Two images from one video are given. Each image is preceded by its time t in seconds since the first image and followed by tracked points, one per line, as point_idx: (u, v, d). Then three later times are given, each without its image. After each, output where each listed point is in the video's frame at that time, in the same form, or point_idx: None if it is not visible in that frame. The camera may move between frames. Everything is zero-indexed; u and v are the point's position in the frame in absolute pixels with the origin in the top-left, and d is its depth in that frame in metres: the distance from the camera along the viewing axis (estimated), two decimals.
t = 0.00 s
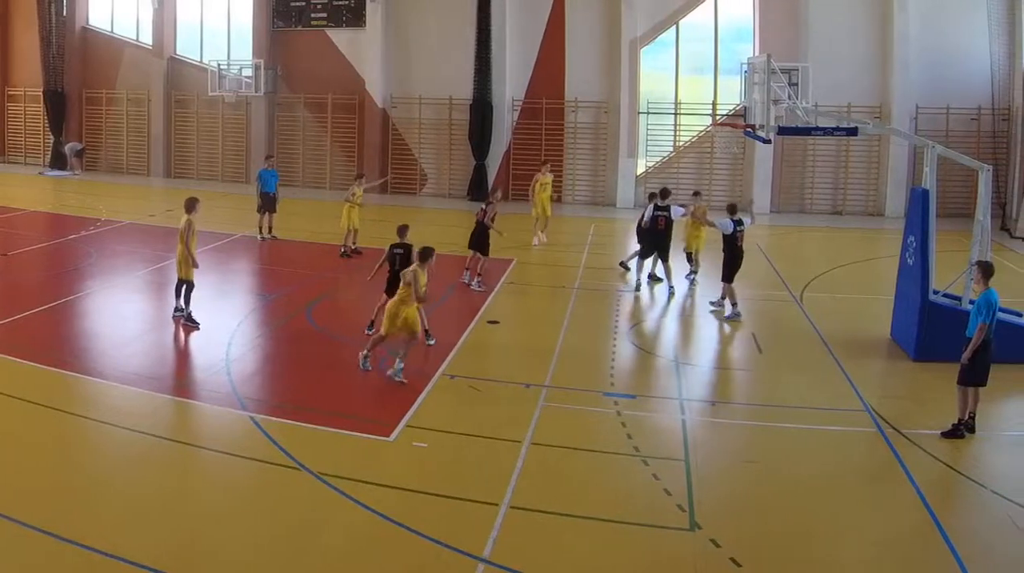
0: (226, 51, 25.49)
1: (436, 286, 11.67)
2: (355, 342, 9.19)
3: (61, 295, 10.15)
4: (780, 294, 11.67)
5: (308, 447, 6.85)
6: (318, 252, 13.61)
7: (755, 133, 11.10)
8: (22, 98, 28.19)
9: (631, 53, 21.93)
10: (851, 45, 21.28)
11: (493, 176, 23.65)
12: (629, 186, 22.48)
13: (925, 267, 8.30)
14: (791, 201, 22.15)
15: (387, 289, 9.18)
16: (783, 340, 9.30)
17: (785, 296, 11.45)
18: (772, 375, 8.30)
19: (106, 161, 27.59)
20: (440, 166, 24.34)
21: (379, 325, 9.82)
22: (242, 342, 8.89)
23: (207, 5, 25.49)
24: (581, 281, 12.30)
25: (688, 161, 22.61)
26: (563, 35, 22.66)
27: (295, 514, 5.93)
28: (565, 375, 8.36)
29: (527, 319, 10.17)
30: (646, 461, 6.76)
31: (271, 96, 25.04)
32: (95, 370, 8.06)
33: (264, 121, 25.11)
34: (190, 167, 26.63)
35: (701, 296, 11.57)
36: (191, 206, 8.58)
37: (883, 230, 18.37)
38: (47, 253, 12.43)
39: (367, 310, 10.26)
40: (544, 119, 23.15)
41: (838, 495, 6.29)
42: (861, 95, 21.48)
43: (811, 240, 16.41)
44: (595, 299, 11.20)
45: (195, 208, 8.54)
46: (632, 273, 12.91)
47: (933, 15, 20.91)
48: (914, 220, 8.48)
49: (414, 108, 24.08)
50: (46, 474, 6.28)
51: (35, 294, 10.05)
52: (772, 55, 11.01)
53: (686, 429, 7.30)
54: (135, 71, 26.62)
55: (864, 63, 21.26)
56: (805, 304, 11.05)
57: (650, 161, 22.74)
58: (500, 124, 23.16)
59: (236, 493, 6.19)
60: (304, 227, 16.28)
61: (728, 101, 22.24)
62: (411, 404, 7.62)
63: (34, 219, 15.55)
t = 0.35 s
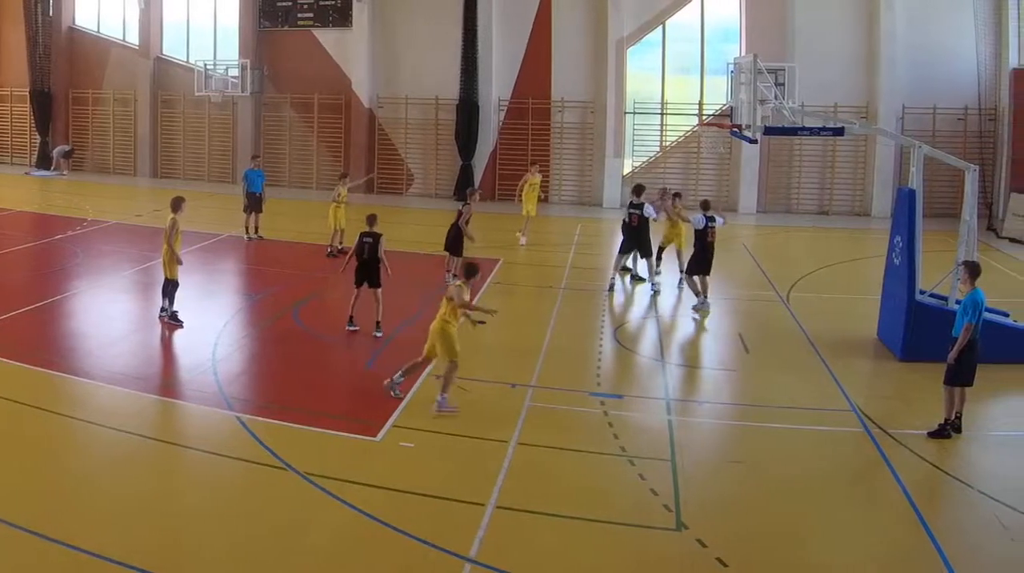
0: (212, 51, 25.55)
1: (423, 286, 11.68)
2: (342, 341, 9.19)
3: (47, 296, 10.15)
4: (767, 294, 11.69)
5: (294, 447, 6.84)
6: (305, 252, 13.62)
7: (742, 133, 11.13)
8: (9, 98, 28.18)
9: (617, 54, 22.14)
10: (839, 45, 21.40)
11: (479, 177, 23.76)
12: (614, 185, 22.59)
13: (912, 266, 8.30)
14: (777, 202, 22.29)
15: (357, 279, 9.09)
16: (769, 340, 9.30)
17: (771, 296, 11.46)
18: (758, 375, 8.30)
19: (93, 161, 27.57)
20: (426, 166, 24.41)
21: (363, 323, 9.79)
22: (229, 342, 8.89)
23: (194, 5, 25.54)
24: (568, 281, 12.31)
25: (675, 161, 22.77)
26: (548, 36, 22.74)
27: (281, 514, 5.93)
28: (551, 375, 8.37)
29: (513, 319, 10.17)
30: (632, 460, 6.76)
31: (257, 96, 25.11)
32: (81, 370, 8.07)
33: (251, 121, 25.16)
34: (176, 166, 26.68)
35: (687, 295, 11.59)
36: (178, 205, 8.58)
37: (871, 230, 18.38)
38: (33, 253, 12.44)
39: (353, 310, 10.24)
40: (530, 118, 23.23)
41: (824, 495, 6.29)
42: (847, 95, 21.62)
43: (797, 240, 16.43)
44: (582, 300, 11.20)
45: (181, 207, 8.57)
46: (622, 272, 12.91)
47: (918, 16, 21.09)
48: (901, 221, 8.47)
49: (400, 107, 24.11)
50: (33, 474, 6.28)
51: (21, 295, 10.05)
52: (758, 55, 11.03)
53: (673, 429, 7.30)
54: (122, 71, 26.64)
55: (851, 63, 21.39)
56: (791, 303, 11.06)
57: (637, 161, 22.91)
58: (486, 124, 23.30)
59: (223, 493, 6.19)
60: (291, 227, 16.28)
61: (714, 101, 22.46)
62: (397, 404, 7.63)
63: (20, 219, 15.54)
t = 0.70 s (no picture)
0: (199, 51, 25.64)
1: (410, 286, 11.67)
2: (327, 341, 9.19)
3: (33, 296, 10.15)
4: (753, 295, 11.69)
5: (280, 447, 6.84)
6: (292, 252, 13.62)
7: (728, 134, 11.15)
8: None
9: (604, 53, 22.09)
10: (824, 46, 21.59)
11: (466, 177, 23.83)
12: (600, 183, 22.63)
13: (898, 266, 8.29)
14: (764, 202, 22.47)
15: (328, 282, 9.05)
16: (756, 339, 9.32)
17: (757, 296, 11.49)
18: (744, 375, 8.31)
19: (80, 161, 27.54)
20: (412, 165, 24.44)
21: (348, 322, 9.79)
22: (215, 342, 8.89)
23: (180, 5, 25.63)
24: (553, 281, 12.31)
25: (661, 161, 22.86)
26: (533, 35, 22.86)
27: (269, 513, 5.93)
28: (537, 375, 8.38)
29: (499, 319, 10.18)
30: (618, 460, 6.76)
31: (244, 96, 25.20)
32: (68, 370, 8.07)
33: (237, 121, 25.27)
34: (162, 167, 26.72)
35: (672, 295, 11.61)
36: (165, 206, 8.61)
37: (856, 230, 18.41)
38: (19, 253, 12.45)
39: (338, 310, 10.24)
40: (517, 118, 23.31)
41: (812, 495, 6.29)
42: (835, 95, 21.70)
43: (783, 240, 16.46)
44: (569, 300, 11.22)
45: (168, 209, 8.57)
46: (609, 273, 12.93)
47: (904, 16, 21.23)
48: (887, 221, 8.49)
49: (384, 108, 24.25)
50: (20, 474, 6.28)
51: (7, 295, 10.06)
52: (745, 55, 11.03)
53: (660, 429, 7.30)
54: (108, 71, 26.73)
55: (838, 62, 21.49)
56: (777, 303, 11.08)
57: (622, 161, 22.96)
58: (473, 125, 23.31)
59: (211, 492, 6.19)
60: (278, 227, 16.29)
61: (701, 101, 22.54)
62: (383, 404, 7.62)
63: (8, 219, 15.56)
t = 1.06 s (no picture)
0: (185, 50, 25.75)
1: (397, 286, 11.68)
2: (314, 341, 9.20)
3: (19, 295, 10.15)
4: (740, 296, 11.67)
5: (265, 447, 6.83)
6: (279, 252, 13.64)
7: (714, 133, 11.17)
8: None
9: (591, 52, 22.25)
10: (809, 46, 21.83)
11: (452, 177, 23.94)
12: (586, 183, 22.78)
13: (885, 267, 8.31)
14: (750, 202, 22.68)
15: (313, 281, 9.05)
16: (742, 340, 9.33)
17: (744, 295, 11.53)
18: (730, 375, 8.33)
19: (66, 160, 27.67)
20: (399, 165, 24.55)
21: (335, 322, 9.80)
22: (201, 342, 8.90)
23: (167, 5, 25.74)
24: (539, 281, 12.35)
25: (647, 161, 23.07)
26: (520, 34, 23.10)
27: (255, 513, 5.92)
28: (524, 375, 8.38)
29: (485, 319, 10.19)
30: (605, 460, 6.76)
31: (230, 96, 25.29)
32: (54, 370, 8.07)
33: (223, 122, 25.37)
34: (149, 167, 26.79)
35: (659, 295, 11.63)
36: (150, 207, 8.61)
37: (842, 230, 18.43)
38: (5, 253, 12.45)
39: (325, 311, 10.26)
40: (503, 118, 23.61)
41: (798, 495, 6.28)
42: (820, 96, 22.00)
43: (770, 240, 16.48)
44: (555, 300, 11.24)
45: (152, 209, 8.60)
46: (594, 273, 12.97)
47: (890, 17, 21.46)
48: (873, 221, 8.50)
49: (371, 108, 24.39)
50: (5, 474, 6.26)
51: None
52: (731, 55, 11.04)
53: (646, 430, 7.29)
54: (95, 70, 26.84)
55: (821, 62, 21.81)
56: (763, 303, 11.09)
57: (609, 161, 23.11)
58: (457, 123, 23.50)
59: (197, 492, 6.17)
60: (266, 227, 16.30)
61: (688, 100, 22.75)
62: (369, 405, 7.62)
63: None
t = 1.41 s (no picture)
0: (171, 51, 25.85)
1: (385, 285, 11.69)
2: (300, 341, 9.21)
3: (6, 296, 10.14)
4: (727, 295, 11.71)
5: (251, 447, 6.83)
6: (266, 252, 13.64)
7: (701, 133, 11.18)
8: None
9: (577, 53, 22.47)
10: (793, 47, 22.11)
11: (439, 177, 24.12)
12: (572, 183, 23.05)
13: (871, 267, 8.33)
14: (736, 201, 22.98)
15: (298, 281, 9.04)
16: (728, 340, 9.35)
17: (731, 296, 11.56)
18: (717, 375, 8.34)
19: (53, 160, 27.73)
20: (385, 165, 24.68)
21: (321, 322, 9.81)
22: (188, 342, 8.91)
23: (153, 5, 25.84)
24: (526, 281, 12.38)
25: (633, 161, 23.25)
26: (507, 35, 23.30)
27: (242, 512, 5.89)
28: (511, 375, 8.39)
29: (473, 318, 10.20)
30: (591, 460, 6.75)
31: (217, 96, 25.39)
32: (40, 371, 8.07)
33: (210, 122, 25.46)
34: (136, 167, 26.86)
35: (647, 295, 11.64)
36: (133, 206, 8.62)
37: (829, 230, 18.48)
38: None
39: (311, 310, 10.27)
40: (489, 117, 23.76)
41: (785, 495, 6.26)
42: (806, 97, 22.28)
43: (756, 240, 16.51)
44: (542, 301, 11.28)
45: (135, 208, 8.65)
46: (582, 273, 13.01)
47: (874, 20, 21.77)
48: (860, 219, 8.51)
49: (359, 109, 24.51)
50: None
51: None
52: (718, 55, 11.06)
53: (633, 430, 7.29)
54: (81, 70, 26.95)
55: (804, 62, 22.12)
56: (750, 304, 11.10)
57: (596, 161, 23.31)
58: (444, 122, 23.64)
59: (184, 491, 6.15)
60: (251, 227, 16.31)
61: (675, 100, 22.92)
62: (354, 405, 7.62)
63: None
